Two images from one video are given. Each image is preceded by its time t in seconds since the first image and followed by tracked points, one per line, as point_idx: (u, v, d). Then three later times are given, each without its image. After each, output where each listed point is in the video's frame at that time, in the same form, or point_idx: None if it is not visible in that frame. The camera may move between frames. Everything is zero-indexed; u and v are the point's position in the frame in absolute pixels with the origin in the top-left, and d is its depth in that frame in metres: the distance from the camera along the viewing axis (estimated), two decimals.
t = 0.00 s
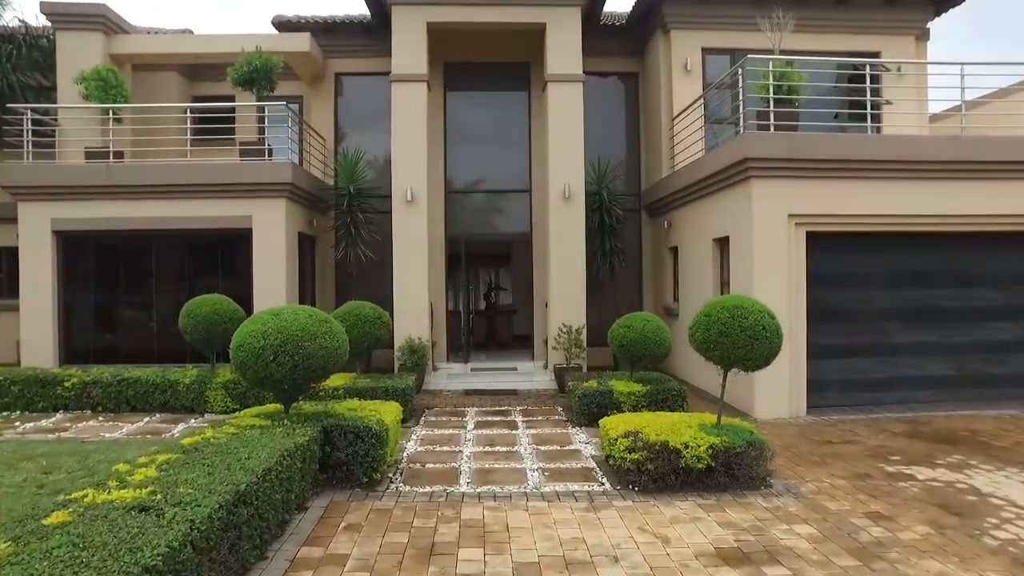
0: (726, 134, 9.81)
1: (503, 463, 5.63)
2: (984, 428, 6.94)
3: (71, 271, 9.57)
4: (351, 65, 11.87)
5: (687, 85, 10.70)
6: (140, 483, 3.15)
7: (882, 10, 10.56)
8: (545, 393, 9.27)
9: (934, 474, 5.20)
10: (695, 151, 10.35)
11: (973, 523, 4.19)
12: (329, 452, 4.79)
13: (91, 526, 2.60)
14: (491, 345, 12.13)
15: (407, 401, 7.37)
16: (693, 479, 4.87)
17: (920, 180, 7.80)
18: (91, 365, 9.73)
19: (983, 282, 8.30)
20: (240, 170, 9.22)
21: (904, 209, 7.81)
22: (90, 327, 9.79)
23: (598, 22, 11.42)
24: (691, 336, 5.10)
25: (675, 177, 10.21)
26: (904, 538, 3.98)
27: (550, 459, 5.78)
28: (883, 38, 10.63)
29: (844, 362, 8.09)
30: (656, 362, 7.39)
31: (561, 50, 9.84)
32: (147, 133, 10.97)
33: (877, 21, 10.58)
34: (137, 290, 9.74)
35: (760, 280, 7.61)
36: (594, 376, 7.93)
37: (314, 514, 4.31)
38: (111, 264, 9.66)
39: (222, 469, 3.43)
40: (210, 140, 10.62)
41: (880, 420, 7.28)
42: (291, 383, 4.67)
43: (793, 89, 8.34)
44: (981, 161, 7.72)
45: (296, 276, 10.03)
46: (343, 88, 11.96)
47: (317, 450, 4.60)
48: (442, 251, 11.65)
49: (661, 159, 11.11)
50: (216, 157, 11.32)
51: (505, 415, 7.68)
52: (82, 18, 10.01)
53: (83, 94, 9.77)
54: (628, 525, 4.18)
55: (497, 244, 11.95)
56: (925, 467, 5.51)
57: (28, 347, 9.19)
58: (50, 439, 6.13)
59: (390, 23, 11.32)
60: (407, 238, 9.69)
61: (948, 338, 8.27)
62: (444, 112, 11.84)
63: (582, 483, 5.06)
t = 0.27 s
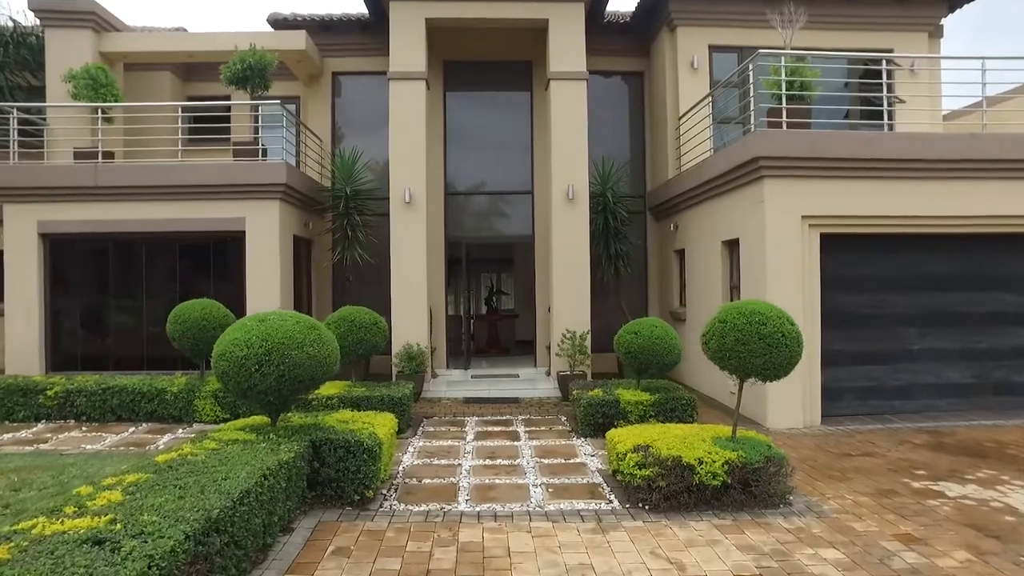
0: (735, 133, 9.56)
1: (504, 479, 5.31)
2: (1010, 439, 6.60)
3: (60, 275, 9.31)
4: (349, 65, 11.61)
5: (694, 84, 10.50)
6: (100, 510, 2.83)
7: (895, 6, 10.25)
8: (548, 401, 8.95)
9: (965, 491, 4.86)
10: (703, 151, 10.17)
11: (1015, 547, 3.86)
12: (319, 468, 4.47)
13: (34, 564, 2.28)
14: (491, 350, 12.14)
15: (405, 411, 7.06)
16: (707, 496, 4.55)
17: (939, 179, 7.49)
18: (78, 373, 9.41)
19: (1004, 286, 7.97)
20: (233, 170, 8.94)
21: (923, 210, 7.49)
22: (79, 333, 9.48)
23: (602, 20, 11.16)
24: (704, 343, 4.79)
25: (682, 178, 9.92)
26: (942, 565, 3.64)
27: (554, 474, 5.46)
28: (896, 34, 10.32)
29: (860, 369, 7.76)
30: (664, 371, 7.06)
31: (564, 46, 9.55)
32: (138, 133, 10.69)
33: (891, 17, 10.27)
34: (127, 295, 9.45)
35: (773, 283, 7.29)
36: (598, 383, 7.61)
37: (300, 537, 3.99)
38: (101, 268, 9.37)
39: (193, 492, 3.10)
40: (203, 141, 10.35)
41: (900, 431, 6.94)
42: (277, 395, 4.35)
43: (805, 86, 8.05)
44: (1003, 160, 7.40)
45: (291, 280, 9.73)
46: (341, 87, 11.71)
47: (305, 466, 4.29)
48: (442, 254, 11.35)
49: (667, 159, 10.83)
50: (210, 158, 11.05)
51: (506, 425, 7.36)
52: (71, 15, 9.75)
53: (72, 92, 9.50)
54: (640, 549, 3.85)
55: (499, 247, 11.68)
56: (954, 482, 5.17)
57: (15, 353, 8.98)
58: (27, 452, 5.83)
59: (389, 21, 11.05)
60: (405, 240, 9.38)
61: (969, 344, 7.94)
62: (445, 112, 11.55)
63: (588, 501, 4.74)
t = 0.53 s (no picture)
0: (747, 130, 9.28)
1: (507, 492, 5.00)
2: None
3: (49, 277, 9.03)
4: (348, 61, 11.34)
5: (703, 80, 10.24)
6: (54, 538, 2.51)
7: None
8: (554, 408, 8.63)
9: (1002, 507, 4.53)
10: (712, 148, 9.92)
11: None
12: (309, 483, 4.16)
13: None
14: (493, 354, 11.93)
15: (404, 418, 6.75)
16: (726, 514, 4.23)
17: (962, 176, 7.16)
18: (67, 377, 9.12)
19: None
20: (228, 169, 8.67)
21: (945, 209, 7.17)
22: (68, 336, 9.19)
23: (608, 15, 10.88)
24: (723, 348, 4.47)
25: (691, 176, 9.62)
26: None
27: (560, 487, 5.14)
28: (912, 29, 10.00)
29: (879, 374, 7.43)
30: (675, 377, 6.74)
31: (569, 40, 9.25)
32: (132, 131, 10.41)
33: (906, 11, 9.95)
34: (118, 297, 9.17)
35: (788, 285, 6.96)
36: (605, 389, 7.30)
37: (286, 560, 3.67)
38: (91, 270, 9.09)
39: (162, 516, 2.79)
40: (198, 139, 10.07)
41: (923, 439, 6.61)
42: (264, 404, 4.04)
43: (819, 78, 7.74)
44: None
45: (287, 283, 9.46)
46: (339, 85, 11.44)
47: (294, 481, 3.99)
48: (443, 255, 11.05)
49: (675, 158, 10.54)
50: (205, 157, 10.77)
51: (509, 433, 7.03)
52: (62, 10, 9.48)
53: (62, 88, 9.22)
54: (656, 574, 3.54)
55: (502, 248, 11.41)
56: (989, 497, 4.84)
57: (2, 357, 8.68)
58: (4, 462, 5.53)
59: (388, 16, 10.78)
60: (403, 241, 9.08)
61: (992, 349, 7.60)
62: (446, 110, 11.27)
63: (598, 518, 4.43)
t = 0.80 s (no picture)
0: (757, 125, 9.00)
1: (510, 505, 4.71)
2: None
3: (37, 277, 8.77)
4: (346, 56, 11.06)
5: (711, 74, 9.95)
6: None
7: None
8: (558, 413, 8.33)
9: None
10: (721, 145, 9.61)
11: None
12: (296, 498, 3.87)
13: None
14: (496, 356, 11.51)
15: (402, 425, 6.46)
16: (746, 531, 3.93)
17: (985, 172, 6.85)
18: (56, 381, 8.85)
19: None
20: (221, 165, 8.38)
21: (968, 205, 6.86)
22: (56, 338, 8.91)
23: (613, 8, 10.60)
24: (742, 353, 4.17)
25: (699, 173, 9.32)
26: None
27: (566, 500, 4.84)
28: (927, 22, 9.70)
29: (897, 378, 7.11)
30: (685, 381, 6.42)
31: (573, 33, 8.96)
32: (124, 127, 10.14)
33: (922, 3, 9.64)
34: (108, 298, 8.89)
35: (804, 285, 6.66)
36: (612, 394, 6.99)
37: None
38: (81, 269, 8.83)
39: (125, 542, 2.49)
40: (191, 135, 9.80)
41: (947, 447, 6.30)
42: (247, 413, 3.74)
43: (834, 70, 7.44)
44: None
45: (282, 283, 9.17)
46: (337, 80, 11.16)
47: (280, 496, 3.71)
48: (444, 255, 10.76)
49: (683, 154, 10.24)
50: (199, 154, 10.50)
51: (511, 440, 6.73)
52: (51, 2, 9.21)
53: (51, 83, 8.95)
54: None
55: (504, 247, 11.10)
56: None
57: None
58: None
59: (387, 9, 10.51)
60: (403, 240, 8.79)
61: (1015, 352, 7.28)
62: (447, 106, 10.98)
63: (607, 534, 4.13)
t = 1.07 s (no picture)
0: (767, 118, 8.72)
1: (511, 517, 4.43)
2: None
3: (23, 275, 8.51)
4: (344, 50, 10.81)
5: (718, 67, 9.68)
6: None
7: None
8: (562, 416, 8.05)
9: None
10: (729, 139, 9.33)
11: None
12: (280, 512, 3.58)
13: None
14: (496, 357, 11.29)
15: (399, 430, 6.18)
16: (765, 547, 3.65)
17: (1008, 165, 6.56)
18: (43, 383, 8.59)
19: None
20: (212, 160, 8.12)
21: (989, 200, 6.56)
22: (44, 338, 8.65)
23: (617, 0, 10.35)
24: (760, 355, 3.88)
25: (707, 168, 9.04)
26: None
27: (570, 511, 4.56)
28: (941, 14, 9.41)
29: (915, 380, 6.82)
30: (695, 385, 6.12)
31: (576, 23, 8.69)
32: (115, 122, 9.88)
33: None
34: (97, 297, 8.63)
35: (818, 282, 6.36)
36: (618, 398, 6.71)
37: None
38: (69, 267, 8.57)
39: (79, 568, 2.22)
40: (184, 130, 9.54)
41: (969, 453, 5.99)
42: (227, 420, 3.46)
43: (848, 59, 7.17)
44: None
45: (276, 282, 8.91)
46: (334, 74, 10.90)
47: (262, 509, 3.43)
48: (443, 253, 10.48)
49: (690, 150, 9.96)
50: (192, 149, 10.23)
51: (512, 446, 6.45)
52: None
53: (38, 75, 8.68)
54: None
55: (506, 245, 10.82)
56: None
57: None
58: None
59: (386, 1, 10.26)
60: (401, 237, 8.51)
61: None
62: (447, 101, 10.70)
63: (616, 550, 3.85)
